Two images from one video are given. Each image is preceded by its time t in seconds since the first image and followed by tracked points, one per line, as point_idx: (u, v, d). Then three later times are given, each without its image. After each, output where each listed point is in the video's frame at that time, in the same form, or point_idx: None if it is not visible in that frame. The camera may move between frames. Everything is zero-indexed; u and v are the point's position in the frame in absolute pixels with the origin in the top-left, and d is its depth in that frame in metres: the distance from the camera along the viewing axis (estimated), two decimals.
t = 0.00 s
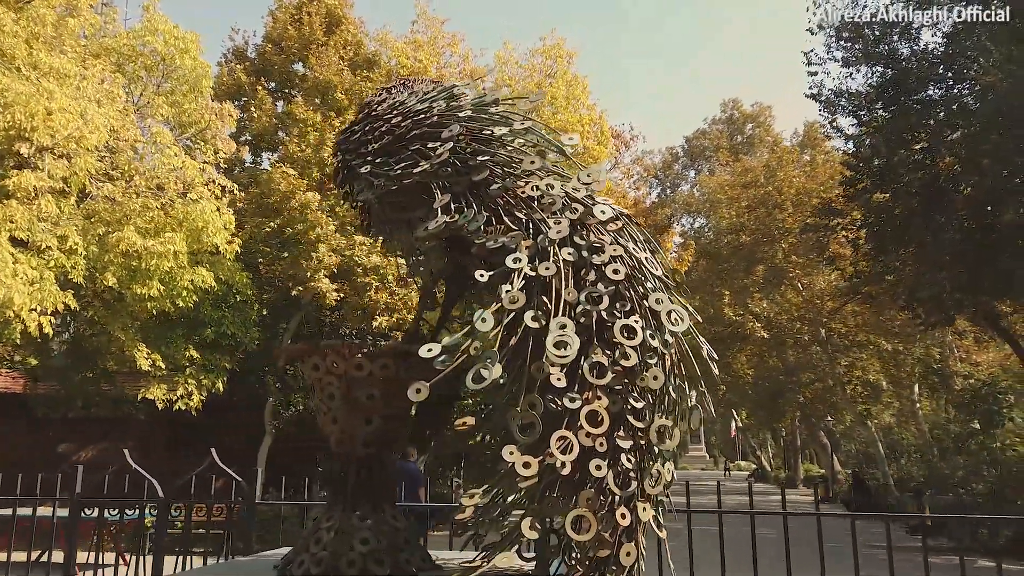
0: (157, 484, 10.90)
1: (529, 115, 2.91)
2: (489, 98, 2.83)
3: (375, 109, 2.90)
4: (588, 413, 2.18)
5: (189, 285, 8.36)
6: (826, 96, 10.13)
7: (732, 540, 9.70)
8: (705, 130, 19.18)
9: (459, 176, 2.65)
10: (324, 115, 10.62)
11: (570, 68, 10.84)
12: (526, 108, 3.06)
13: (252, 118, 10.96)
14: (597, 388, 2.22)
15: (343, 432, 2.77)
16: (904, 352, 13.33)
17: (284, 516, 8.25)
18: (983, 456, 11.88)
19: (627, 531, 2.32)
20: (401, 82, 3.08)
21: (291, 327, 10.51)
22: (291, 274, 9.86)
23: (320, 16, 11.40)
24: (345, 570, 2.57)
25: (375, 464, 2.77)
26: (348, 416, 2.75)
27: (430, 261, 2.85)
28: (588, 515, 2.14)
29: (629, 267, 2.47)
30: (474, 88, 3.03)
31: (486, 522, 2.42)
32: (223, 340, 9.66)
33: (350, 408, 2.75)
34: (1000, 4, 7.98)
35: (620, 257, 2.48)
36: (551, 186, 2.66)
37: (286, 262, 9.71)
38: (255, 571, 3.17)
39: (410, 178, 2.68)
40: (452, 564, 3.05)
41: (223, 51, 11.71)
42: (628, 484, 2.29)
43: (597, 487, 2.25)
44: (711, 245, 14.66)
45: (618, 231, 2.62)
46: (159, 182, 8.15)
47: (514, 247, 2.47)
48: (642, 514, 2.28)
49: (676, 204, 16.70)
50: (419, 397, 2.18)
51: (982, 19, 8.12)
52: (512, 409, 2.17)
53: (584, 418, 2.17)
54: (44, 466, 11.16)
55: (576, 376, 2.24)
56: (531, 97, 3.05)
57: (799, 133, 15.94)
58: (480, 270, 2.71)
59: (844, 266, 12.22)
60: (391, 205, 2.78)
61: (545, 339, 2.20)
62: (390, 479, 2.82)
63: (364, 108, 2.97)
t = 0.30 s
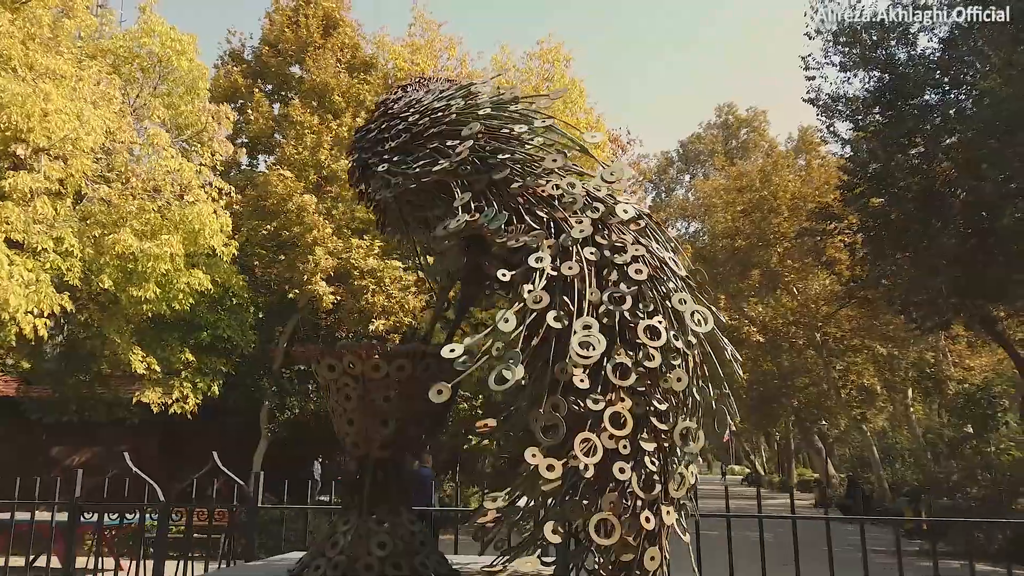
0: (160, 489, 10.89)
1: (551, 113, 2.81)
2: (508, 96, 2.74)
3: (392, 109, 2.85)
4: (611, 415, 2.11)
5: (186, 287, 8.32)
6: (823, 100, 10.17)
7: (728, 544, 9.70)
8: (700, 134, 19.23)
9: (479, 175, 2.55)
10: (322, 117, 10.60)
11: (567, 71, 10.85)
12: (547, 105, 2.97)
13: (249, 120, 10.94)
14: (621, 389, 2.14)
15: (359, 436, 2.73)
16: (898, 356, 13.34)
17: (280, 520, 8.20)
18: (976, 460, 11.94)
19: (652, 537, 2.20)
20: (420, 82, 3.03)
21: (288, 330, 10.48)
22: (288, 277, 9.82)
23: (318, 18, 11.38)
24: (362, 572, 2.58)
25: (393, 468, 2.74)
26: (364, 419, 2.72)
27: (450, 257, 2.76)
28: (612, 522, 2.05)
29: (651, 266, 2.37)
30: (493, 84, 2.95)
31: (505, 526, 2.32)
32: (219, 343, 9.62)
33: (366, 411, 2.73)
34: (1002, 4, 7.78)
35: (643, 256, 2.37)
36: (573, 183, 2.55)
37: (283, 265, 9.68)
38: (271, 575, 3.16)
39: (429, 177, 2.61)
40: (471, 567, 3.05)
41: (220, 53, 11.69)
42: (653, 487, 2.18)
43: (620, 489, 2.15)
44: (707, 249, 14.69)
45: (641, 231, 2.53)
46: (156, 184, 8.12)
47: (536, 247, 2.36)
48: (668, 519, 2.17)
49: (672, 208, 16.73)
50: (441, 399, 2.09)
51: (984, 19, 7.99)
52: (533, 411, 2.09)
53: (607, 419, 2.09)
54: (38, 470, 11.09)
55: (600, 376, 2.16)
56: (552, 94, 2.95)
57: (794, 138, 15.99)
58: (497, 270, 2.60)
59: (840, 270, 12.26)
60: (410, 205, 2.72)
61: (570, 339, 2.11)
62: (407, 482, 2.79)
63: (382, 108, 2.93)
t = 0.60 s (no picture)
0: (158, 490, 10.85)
1: (566, 112, 2.75)
2: (524, 94, 2.67)
3: (405, 107, 2.78)
4: (631, 416, 2.06)
5: (179, 287, 8.26)
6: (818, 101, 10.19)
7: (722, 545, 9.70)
8: (692, 135, 19.26)
9: (495, 172, 2.49)
10: (316, 116, 10.57)
11: (562, 71, 10.84)
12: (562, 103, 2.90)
13: (242, 118, 10.87)
14: (641, 391, 2.10)
15: (371, 437, 2.69)
16: (889, 357, 13.38)
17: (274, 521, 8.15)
18: (966, 461, 12.02)
19: (673, 540, 2.17)
20: (433, 79, 2.96)
21: (281, 329, 10.42)
22: (281, 276, 9.77)
23: (311, 16, 11.33)
24: None
25: (406, 470, 2.70)
26: (377, 420, 2.69)
27: (462, 257, 2.66)
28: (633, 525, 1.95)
29: (670, 265, 2.35)
30: (507, 82, 2.89)
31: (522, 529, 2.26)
32: (212, 343, 9.55)
33: (379, 412, 2.70)
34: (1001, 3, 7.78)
35: (661, 255, 2.35)
36: (591, 182, 2.51)
37: (276, 265, 9.61)
38: None
39: (444, 174, 2.53)
40: (483, 570, 3.02)
41: (213, 51, 11.62)
42: (674, 488, 2.14)
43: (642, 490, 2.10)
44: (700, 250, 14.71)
45: (660, 229, 2.49)
46: (148, 183, 8.05)
47: (555, 246, 2.29)
48: (689, 522, 2.13)
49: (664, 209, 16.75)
50: (459, 400, 2.04)
51: (982, 18, 7.98)
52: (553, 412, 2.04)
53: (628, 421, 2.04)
54: (28, 470, 10.98)
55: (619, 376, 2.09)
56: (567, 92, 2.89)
57: (786, 140, 16.05)
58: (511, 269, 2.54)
59: (833, 271, 12.29)
60: (423, 203, 2.64)
61: (590, 339, 2.04)
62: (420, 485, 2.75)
63: (394, 105, 2.86)
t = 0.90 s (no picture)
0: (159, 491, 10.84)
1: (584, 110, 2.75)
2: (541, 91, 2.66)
3: (423, 106, 2.82)
4: (651, 418, 1.99)
5: (173, 286, 8.20)
6: (813, 103, 10.21)
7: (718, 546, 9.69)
8: (686, 136, 19.29)
9: (512, 170, 2.47)
10: (311, 115, 10.55)
11: (558, 72, 10.85)
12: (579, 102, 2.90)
13: (236, 117, 10.83)
14: (660, 393, 2.03)
15: (386, 438, 2.66)
16: (883, 358, 13.42)
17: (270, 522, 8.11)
18: (959, 461, 12.07)
19: (692, 542, 2.11)
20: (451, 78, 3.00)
21: (276, 329, 10.37)
22: (276, 276, 9.73)
23: (307, 15, 11.31)
24: None
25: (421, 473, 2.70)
26: (393, 422, 2.65)
27: (477, 258, 2.68)
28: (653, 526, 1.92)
29: (689, 265, 2.30)
30: (523, 82, 2.91)
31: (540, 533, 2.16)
32: (205, 343, 9.48)
33: (395, 414, 2.66)
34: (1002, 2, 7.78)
35: (681, 255, 2.29)
36: (611, 179, 2.45)
37: (271, 265, 9.57)
38: None
39: (460, 172, 2.55)
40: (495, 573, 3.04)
41: (207, 49, 11.57)
42: (695, 491, 2.09)
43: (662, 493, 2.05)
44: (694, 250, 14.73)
45: (679, 229, 2.44)
46: (142, 181, 7.99)
47: (574, 246, 2.24)
48: (710, 525, 2.08)
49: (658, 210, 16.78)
50: (480, 400, 1.86)
51: (983, 18, 7.97)
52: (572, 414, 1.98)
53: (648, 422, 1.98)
54: (19, 472, 10.89)
55: (640, 378, 2.04)
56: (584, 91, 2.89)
57: (780, 141, 16.09)
58: (525, 269, 2.49)
59: (827, 272, 12.32)
60: (439, 201, 2.66)
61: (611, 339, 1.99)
62: (434, 488, 2.75)
63: (411, 104, 2.90)
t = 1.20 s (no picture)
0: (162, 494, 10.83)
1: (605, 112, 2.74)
2: (562, 93, 2.66)
3: (441, 107, 2.82)
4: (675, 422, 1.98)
5: (171, 289, 8.18)
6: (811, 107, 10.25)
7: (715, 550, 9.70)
8: (682, 139, 19.33)
9: (535, 173, 2.47)
10: (309, 118, 10.56)
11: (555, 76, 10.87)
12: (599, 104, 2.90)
13: (234, 119, 10.81)
14: (685, 397, 2.02)
15: (406, 442, 2.66)
16: (878, 361, 13.45)
17: (268, 526, 8.09)
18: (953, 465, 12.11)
19: (716, 548, 2.10)
20: (466, 79, 3.00)
21: (273, 332, 10.35)
22: (273, 279, 9.72)
23: (305, 17, 11.33)
24: None
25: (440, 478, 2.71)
26: (412, 426, 2.65)
27: (497, 261, 2.67)
28: (680, 532, 1.91)
29: (712, 268, 2.29)
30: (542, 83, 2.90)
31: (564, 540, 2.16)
32: (202, 346, 9.44)
33: (414, 418, 2.65)
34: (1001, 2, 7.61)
35: (704, 258, 2.28)
36: (633, 182, 2.45)
37: (268, 268, 9.54)
38: None
39: (482, 174, 2.55)
40: None
41: (205, 51, 11.56)
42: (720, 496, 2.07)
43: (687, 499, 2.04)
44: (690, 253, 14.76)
45: (702, 232, 2.42)
46: (141, 184, 7.96)
47: (597, 249, 2.24)
48: (735, 530, 2.06)
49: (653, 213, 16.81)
50: (506, 402, 1.85)
51: (983, 18, 7.82)
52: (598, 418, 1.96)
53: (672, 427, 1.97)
54: (14, 475, 10.84)
55: (664, 382, 2.04)
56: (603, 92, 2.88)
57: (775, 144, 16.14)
58: (546, 273, 2.49)
59: (824, 276, 12.34)
60: (459, 203, 2.67)
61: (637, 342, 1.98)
62: (452, 491, 2.77)
63: (427, 105, 2.90)
